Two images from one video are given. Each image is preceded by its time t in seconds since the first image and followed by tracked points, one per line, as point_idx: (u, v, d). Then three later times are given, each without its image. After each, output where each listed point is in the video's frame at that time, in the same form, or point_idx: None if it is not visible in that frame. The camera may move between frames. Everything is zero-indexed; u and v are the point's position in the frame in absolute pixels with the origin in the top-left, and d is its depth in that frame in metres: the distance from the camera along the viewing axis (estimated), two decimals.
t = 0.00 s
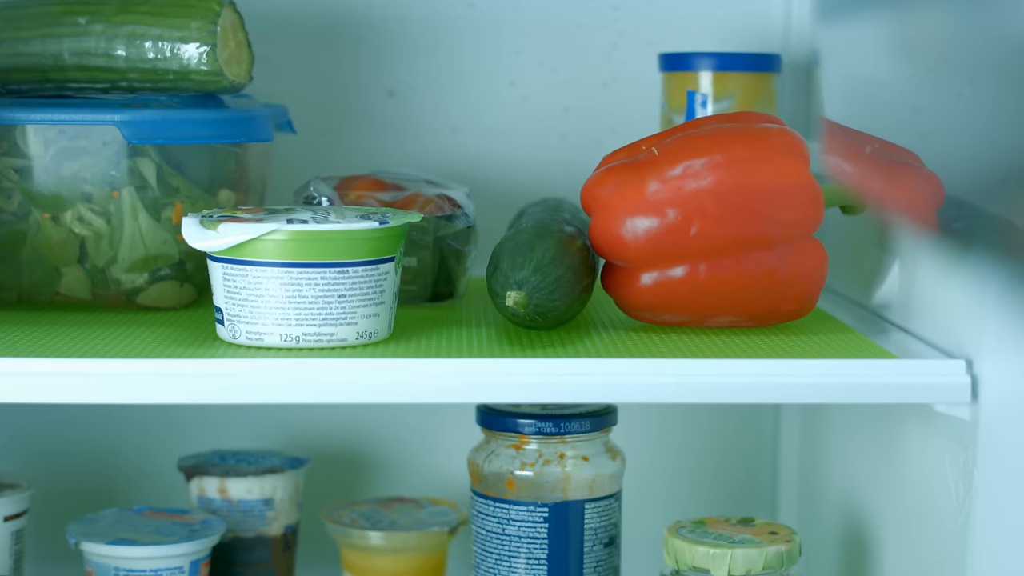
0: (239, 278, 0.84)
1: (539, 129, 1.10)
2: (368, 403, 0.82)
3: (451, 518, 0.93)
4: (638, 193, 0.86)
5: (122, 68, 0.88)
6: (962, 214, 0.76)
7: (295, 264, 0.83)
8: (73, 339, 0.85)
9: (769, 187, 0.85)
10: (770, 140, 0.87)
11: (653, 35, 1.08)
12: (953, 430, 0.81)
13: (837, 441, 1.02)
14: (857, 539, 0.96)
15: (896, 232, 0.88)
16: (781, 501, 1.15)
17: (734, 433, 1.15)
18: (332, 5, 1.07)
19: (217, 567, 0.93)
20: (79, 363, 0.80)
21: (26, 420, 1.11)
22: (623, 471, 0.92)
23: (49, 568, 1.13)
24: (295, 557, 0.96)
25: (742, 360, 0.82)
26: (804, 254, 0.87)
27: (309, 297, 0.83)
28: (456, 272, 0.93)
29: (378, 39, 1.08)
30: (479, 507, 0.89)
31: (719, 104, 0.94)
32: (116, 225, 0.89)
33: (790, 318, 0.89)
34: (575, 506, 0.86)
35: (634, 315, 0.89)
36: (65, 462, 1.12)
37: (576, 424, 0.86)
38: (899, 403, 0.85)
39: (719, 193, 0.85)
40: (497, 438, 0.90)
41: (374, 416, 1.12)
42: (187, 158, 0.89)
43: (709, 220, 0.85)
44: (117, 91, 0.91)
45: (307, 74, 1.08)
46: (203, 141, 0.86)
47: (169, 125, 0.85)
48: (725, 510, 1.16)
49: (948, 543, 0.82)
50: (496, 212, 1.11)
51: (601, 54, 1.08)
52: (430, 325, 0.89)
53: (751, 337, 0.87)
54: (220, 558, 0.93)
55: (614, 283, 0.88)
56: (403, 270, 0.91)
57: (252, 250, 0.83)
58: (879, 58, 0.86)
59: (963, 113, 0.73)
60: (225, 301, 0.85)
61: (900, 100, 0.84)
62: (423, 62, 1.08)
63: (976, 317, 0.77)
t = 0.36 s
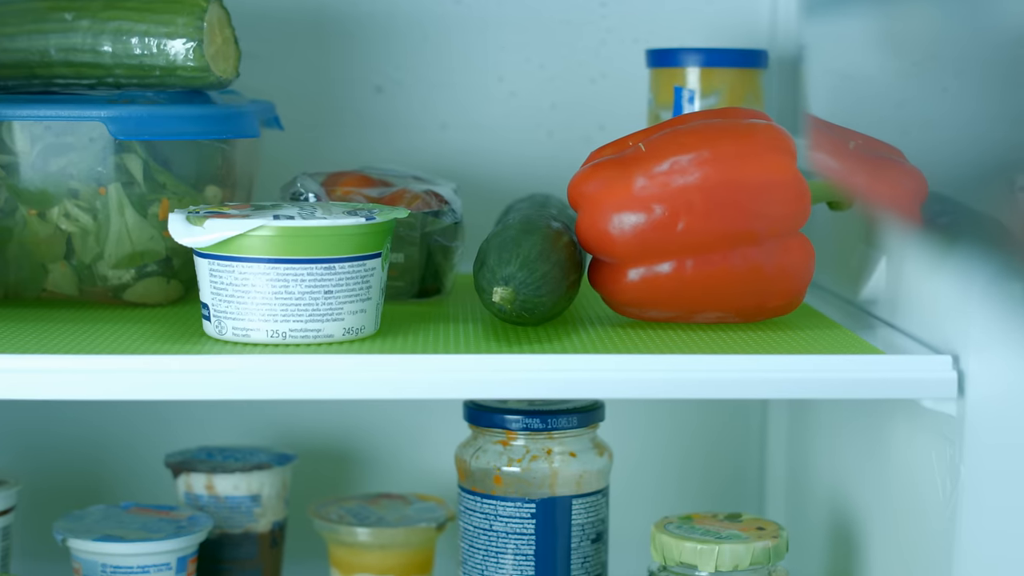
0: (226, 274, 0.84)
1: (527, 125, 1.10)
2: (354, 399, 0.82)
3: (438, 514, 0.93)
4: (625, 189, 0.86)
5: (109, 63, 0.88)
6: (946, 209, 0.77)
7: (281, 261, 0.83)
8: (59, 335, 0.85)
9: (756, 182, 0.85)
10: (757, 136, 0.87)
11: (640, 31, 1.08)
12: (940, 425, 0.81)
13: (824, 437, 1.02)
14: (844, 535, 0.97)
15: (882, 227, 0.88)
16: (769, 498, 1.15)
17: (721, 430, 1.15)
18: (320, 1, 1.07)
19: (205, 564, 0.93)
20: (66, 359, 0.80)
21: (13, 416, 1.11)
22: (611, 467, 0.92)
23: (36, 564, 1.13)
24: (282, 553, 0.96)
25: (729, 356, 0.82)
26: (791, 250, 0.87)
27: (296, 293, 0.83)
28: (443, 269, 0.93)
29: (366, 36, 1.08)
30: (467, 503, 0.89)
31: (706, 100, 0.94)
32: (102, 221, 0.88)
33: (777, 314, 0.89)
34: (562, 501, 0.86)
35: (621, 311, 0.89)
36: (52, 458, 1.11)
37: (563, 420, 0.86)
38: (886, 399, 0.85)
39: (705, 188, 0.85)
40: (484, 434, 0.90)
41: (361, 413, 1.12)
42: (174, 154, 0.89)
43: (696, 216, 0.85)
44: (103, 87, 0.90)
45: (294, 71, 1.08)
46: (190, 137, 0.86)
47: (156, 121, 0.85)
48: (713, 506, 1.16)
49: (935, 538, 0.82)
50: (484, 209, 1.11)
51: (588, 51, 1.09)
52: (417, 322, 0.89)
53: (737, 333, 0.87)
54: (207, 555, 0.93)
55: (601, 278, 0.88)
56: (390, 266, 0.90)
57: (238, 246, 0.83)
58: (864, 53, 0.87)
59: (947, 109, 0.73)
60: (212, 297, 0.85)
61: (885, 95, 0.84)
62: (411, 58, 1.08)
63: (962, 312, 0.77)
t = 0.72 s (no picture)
0: (213, 269, 0.84)
1: (515, 120, 1.10)
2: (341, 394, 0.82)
3: (426, 509, 0.93)
4: (612, 183, 0.86)
5: (95, 59, 0.88)
6: (932, 203, 0.77)
7: (268, 256, 0.83)
8: (46, 331, 0.85)
9: (743, 177, 0.85)
10: (744, 131, 0.86)
11: (628, 26, 1.08)
12: (927, 420, 0.81)
13: (812, 432, 1.02)
14: (832, 530, 0.97)
15: (870, 222, 0.88)
16: (757, 493, 1.15)
17: (709, 424, 1.15)
18: None
19: (194, 560, 0.93)
20: (53, 355, 0.80)
21: None
22: (599, 462, 0.92)
23: (24, 560, 1.13)
24: (270, 549, 0.96)
25: (716, 350, 0.82)
26: (778, 245, 0.87)
27: (283, 288, 0.83)
28: (431, 264, 0.93)
29: (354, 31, 1.08)
30: (454, 498, 0.89)
31: (693, 95, 0.94)
32: (90, 217, 0.88)
33: (764, 309, 0.89)
34: (550, 496, 0.86)
35: (609, 306, 0.89)
36: (39, 453, 1.11)
37: (551, 415, 0.86)
38: (873, 394, 0.85)
39: (693, 183, 0.85)
40: (472, 429, 0.90)
41: (349, 408, 1.12)
42: (161, 149, 0.89)
43: (683, 211, 0.85)
44: (90, 83, 0.90)
45: (283, 66, 1.08)
46: (177, 132, 0.86)
47: (143, 116, 0.84)
48: (701, 501, 1.16)
49: (922, 532, 0.82)
50: (472, 204, 1.11)
51: (576, 45, 1.08)
52: (405, 317, 0.89)
53: (725, 328, 0.87)
54: (195, 550, 0.93)
55: (588, 273, 0.88)
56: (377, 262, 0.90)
57: (225, 241, 0.83)
58: (849, 48, 0.87)
59: (932, 102, 0.73)
60: (199, 293, 0.85)
61: (870, 89, 0.84)
62: (399, 53, 1.08)
63: (949, 306, 0.78)
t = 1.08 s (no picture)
0: (201, 261, 0.84)
1: (505, 113, 1.09)
2: (330, 387, 0.82)
3: (416, 502, 0.93)
4: (601, 176, 0.86)
5: (84, 51, 0.88)
6: (920, 195, 0.76)
7: (256, 248, 0.83)
8: (35, 324, 0.85)
9: (732, 169, 0.85)
10: (733, 123, 0.87)
11: (617, 18, 1.08)
12: (916, 412, 0.81)
13: (802, 424, 1.02)
14: (822, 522, 0.97)
15: (859, 214, 0.88)
16: (747, 485, 1.15)
17: (698, 416, 1.15)
18: None
19: (183, 553, 0.93)
20: (41, 348, 0.80)
21: None
22: (588, 455, 0.92)
23: (13, 552, 1.13)
24: (260, 542, 0.96)
25: (704, 344, 0.82)
26: (767, 237, 0.87)
27: (271, 281, 0.83)
28: (420, 256, 0.93)
29: (343, 24, 1.07)
30: (444, 491, 0.89)
31: (683, 88, 0.94)
32: (78, 209, 0.88)
33: (753, 302, 0.89)
34: (540, 489, 0.86)
35: (598, 298, 0.89)
36: (29, 445, 1.11)
37: (540, 408, 0.86)
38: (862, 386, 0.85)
39: (682, 175, 0.85)
40: (461, 422, 0.90)
41: (339, 401, 1.12)
42: (150, 142, 0.89)
43: (672, 203, 0.85)
44: (79, 76, 0.90)
45: (272, 59, 1.08)
46: (165, 125, 0.86)
47: (131, 109, 0.84)
48: (690, 493, 1.16)
49: (911, 524, 0.82)
50: (462, 196, 1.11)
51: (565, 38, 1.08)
52: (394, 310, 0.89)
53: (714, 320, 0.87)
54: (185, 544, 0.93)
55: (577, 266, 0.88)
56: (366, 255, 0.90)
57: (214, 234, 0.83)
58: (837, 40, 0.87)
59: (917, 94, 0.73)
60: (188, 285, 0.85)
61: (856, 81, 0.84)
62: (388, 46, 1.08)
63: (938, 298, 0.77)
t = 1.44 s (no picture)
0: (191, 252, 0.84)
1: (497, 104, 1.09)
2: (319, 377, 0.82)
3: (407, 493, 0.93)
4: (592, 166, 0.86)
5: (73, 42, 0.88)
6: (910, 185, 0.76)
7: (246, 239, 0.82)
8: (24, 315, 0.85)
9: (723, 159, 0.85)
10: (724, 114, 0.86)
11: (609, 10, 1.08)
12: (906, 403, 0.82)
13: (794, 415, 1.02)
14: (813, 512, 0.97)
15: (850, 204, 0.88)
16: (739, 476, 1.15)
17: (690, 407, 1.15)
18: None
19: (174, 544, 0.93)
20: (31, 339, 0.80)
21: None
22: (579, 446, 0.92)
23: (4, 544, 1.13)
24: (251, 533, 0.96)
25: (693, 335, 0.82)
26: (758, 228, 0.87)
27: (261, 272, 0.83)
28: (411, 248, 0.92)
29: (334, 15, 1.07)
30: (435, 483, 0.89)
31: (674, 78, 0.94)
32: (68, 200, 0.88)
33: (744, 292, 0.89)
34: (531, 480, 0.86)
35: (589, 289, 0.88)
36: (20, 437, 1.11)
37: (531, 399, 0.86)
38: (853, 377, 0.85)
39: (673, 166, 0.84)
40: (452, 413, 0.89)
41: (330, 392, 1.12)
42: (140, 133, 0.89)
43: (663, 193, 0.85)
44: (69, 66, 0.90)
45: (263, 50, 1.07)
46: (156, 115, 0.86)
47: (121, 100, 0.84)
48: (682, 484, 1.16)
49: (902, 514, 0.82)
50: (453, 187, 1.11)
51: (557, 29, 1.08)
52: (385, 300, 0.89)
53: (705, 311, 0.87)
54: (176, 536, 0.93)
55: (568, 257, 0.88)
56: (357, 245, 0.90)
57: (204, 225, 0.83)
58: (828, 29, 0.86)
59: (906, 84, 0.73)
60: (177, 277, 0.85)
61: (846, 71, 0.84)
62: (379, 37, 1.08)
63: (930, 289, 0.77)
